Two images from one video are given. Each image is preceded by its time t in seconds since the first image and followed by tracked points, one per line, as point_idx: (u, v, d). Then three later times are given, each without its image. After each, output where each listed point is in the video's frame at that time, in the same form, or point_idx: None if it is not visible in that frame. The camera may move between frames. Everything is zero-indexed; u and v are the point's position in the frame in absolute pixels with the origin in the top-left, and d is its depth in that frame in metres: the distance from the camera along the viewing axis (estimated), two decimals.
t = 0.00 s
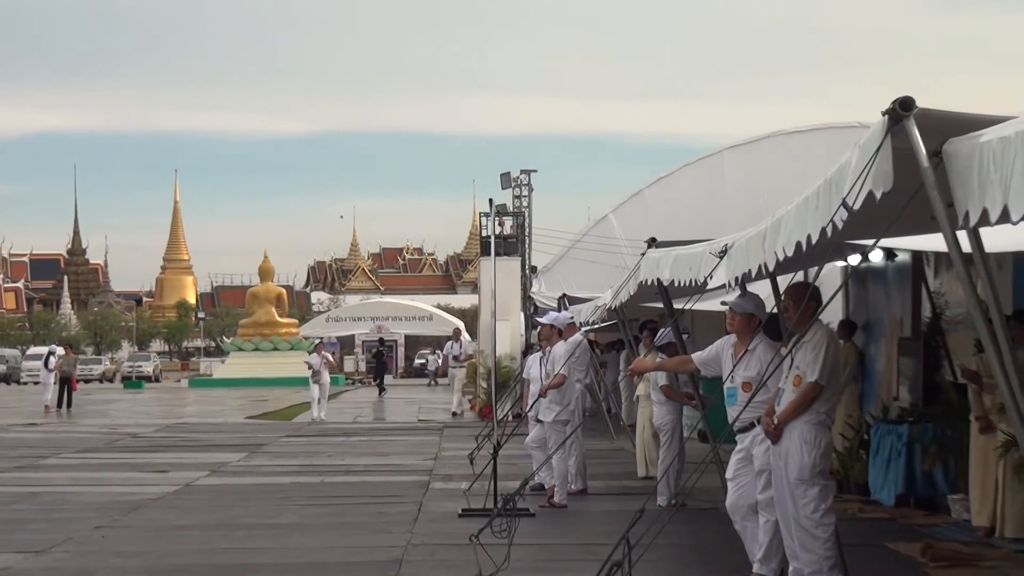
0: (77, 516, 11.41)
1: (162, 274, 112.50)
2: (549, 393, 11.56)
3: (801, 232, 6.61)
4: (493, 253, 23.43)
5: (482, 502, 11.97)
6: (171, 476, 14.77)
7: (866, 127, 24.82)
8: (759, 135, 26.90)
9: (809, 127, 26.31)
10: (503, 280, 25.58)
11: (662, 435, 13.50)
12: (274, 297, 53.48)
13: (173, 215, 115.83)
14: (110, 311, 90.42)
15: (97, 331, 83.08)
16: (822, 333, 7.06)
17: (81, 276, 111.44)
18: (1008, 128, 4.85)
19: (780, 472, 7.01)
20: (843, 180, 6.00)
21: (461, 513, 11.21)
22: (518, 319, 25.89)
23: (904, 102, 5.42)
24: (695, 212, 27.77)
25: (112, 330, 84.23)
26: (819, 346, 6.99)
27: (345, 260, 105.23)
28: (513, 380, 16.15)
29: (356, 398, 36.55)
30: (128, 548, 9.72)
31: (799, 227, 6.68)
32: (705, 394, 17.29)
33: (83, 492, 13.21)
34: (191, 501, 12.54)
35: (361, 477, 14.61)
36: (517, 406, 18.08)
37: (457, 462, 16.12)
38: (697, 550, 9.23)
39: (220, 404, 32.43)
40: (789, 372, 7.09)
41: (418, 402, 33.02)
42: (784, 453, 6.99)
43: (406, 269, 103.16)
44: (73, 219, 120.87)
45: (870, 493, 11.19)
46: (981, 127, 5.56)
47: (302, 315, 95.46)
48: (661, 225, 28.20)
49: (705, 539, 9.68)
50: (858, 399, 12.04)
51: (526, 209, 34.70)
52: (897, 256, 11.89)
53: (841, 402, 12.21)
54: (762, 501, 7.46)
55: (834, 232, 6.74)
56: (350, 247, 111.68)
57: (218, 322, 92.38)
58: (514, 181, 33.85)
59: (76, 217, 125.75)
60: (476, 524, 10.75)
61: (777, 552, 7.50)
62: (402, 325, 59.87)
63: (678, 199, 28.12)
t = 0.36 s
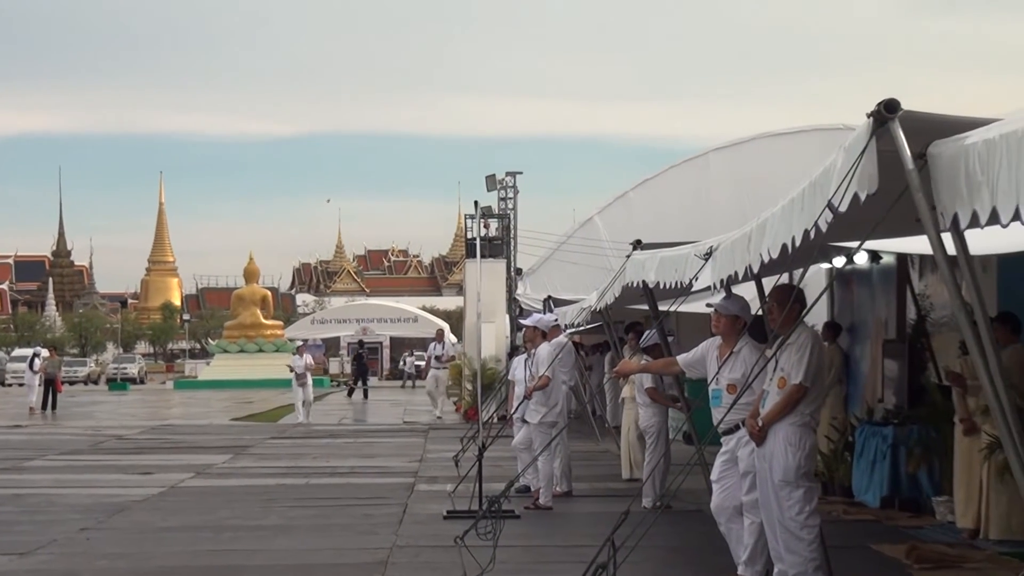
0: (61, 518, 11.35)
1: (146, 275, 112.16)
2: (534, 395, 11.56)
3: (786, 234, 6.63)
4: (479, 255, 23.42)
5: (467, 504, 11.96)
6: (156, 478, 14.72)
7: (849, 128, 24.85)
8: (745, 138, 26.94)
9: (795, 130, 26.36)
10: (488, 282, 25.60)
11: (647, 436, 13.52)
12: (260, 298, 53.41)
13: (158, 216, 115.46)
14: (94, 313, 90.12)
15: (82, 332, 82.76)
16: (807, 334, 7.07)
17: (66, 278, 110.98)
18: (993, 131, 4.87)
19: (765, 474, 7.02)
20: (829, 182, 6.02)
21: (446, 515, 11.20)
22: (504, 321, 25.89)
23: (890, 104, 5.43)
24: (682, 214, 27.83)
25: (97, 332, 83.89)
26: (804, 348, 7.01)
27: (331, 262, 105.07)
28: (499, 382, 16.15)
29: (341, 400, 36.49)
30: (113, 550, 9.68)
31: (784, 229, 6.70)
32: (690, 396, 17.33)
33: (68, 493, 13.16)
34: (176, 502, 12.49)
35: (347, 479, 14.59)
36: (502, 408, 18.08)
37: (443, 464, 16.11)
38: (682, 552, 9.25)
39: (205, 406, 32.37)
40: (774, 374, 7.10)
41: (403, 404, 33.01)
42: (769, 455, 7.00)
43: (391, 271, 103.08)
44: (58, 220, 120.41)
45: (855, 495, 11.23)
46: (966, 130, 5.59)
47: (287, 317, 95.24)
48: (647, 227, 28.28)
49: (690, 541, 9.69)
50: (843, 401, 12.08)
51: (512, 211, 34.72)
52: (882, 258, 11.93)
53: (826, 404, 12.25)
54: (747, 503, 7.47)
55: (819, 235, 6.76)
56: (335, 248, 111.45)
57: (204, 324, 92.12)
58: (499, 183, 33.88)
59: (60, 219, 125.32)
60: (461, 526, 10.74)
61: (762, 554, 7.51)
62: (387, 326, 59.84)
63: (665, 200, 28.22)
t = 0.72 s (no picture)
0: (47, 519, 11.31)
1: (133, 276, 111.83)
2: (520, 396, 11.56)
3: (772, 235, 6.64)
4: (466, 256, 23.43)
5: (453, 505, 11.97)
6: (141, 478, 14.68)
7: (836, 129, 24.98)
8: (732, 139, 26.98)
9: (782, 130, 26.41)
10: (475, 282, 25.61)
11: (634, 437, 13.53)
12: (246, 299, 53.33)
13: (145, 217, 115.12)
14: (80, 313, 89.82)
15: (68, 333, 82.44)
16: (792, 335, 7.09)
17: (52, 278, 110.63)
18: (979, 132, 4.90)
19: (752, 475, 7.03)
20: (815, 183, 6.03)
21: (433, 516, 11.18)
22: (490, 321, 25.89)
23: (876, 105, 5.45)
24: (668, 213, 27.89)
25: (83, 332, 83.58)
26: (790, 349, 7.02)
27: (318, 263, 104.91)
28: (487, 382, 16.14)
29: (328, 400, 36.43)
30: (99, 551, 9.64)
31: (770, 230, 6.71)
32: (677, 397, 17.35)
33: (53, 494, 13.11)
34: (161, 503, 12.46)
35: (333, 479, 14.56)
36: (489, 409, 18.09)
37: (429, 464, 16.10)
38: (669, 552, 9.25)
39: (191, 406, 32.25)
40: (760, 375, 7.12)
41: (390, 404, 32.99)
42: (755, 456, 7.01)
43: (378, 271, 102.96)
44: (44, 220, 120.01)
45: (841, 496, 11.26)
46: (953, 131, 5.60)
47: (274, 317, 95.08)
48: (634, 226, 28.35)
49: (676, 542, 9.71)
50: (829, 402, 12.11)
51: (498, 211, 34.73)
52: (868, 258, 11.97)
53: (812, 405, 12.28)
54: (733, 504, 7.48)
55: (805, 236, 6.77)
56: (322, 249, 111.28)
57: (190, 324, 91.87)
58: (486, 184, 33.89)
59: (47, 220, 124.89)
60: (447, 527, 10.73)
61: (748, 555, 7.52)
62: (374, 327, 59.82)
63: (651, 200, 28.31)
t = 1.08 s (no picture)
0: (31, 516, 11.27)
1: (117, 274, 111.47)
2: (505, 394, 11.56)
3: (757, 233, 6.64)
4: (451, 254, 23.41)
5: (438, 503, 11.96)
6: (126, 476, 14.63)
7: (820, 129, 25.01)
8: (718, 137, 27.01)
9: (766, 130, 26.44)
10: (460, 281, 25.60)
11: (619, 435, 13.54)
12: (231, 297, 53.21)
13: (129, 214, 114.76)
14: (64, 310, 89.43)
15: (52, 330, 82.17)
16: (777, 333, 7.10)
17: (37, 275, 110.22)
18: (967, 131, 4.90)
19: (736, 472, 7.05)
20: (800, 181, 6.04)
21: (418, 513, 11.17)
22: (475, 319, 25.88)
23: (862, 104, 5.45)
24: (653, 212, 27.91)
25: (68, 330, 83.33)
26: (774, 347, 7.04)
27: (303, 260, 104.73)
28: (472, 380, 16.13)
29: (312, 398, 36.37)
30: (83, 548, 9.61)
31: (755, 228, 6.71)
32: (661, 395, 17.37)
33: (36, 491, 13.06)
34: (146, 500, 12.42)
35: (317, 477, 14.53)
36: (474, 406, 18.09)
37: (414, 462, 16.09)
38: (653, 550, 9.26)
39: (176, 403, 32.13)
40: (744, 373, 7.14)
41: (375, 402, 32.95)
42: (739, 454, 7.03)
43: (363, 269, 102.82)
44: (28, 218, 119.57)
45: (826, 494, 11.29)
46: (937, 130, 5.61)
47: (259, 315, 94.89)
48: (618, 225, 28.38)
49: (660, 540, 9.72)
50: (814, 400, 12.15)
51: (484, 209, 34.71)
52: (853, 257, 12.00)
53: (797, 403, 12.32)
54: (718, 502, 7.49)
55: (790, 234, 6.78)
56: (306, 247, 111.02)
57: (175, 322, 91.63)
58: (471, 182, 33.87)
59: (31, 217, 124.38)
60: (432, 525, 10.72)
61: (732, 552, 7.53)
62: (359, 325, 59.76)
63: (636, 199, 28.34)
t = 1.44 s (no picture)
0: (15, 511, 11.22)
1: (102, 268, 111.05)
2: (490, 388, 11.55)
3: (742, 228, 6.65)
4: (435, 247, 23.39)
5: (423, 497, 11.96)
6: (110, 470, 14.58)
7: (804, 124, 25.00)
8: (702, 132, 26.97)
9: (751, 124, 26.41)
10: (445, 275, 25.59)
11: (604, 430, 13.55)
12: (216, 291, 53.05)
13: (114, 208, 114.30)
14: (48, 305, 89.09)
15: (36, 324, 81.77)
16: (762, 328, 7.12)
17: (21, 269, 109.73)
18: (951, 126, 4.91)
19: (721, 467, 7.06)
20: (785, 176, 6.05)
21: (402, 508, 11.16)
22: (460, 313, 25.86)
23: (846, 99, 5.46)
24: (638, 208, 27.89)
25: (52, 324, 82.97)
26: (759, 341, 7.05)
27: (287, 254, 104.49)
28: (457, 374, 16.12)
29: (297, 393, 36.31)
30: (66, 542, 9.56)
31: (740, 222, 6.72)
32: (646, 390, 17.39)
33: (19, 486, 13.00)
34: (130, 495, 12.38)
35: (302, 471, 14.50)
36: (459, 401, 18.08)
37: (398, 457, 16.07)
38: (638, 545, 9.27)
39: (161, 398, 32.03)
40: (730, 367, 7.15)
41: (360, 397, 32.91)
42: (725, 449, 7.04)
43: (348, 263, 102.62)
44: (12, 212, 119.03)
45: (811, 489, 11.32)
46: (921, 124, 5.62)
47: (244, 310, 94.66)
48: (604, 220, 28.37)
49: (645, 534, 9.74)
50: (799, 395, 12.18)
51: (468, 204, 34.68)
52: (837, 252, 12.03)
53: (782, 398, 12.36)
54: (702, 497, 7.50)
55: (775, 229, 6.79)
56: (292, 241, 110.74)
57: (160, 316, 91.33)
58: (456, 177, 33.82)
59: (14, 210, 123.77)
60: (416, 519, 10.72)
61: (716, 547, 7.55)
62: (344, 320, 59.66)
63: (620, 194, 28.32)
